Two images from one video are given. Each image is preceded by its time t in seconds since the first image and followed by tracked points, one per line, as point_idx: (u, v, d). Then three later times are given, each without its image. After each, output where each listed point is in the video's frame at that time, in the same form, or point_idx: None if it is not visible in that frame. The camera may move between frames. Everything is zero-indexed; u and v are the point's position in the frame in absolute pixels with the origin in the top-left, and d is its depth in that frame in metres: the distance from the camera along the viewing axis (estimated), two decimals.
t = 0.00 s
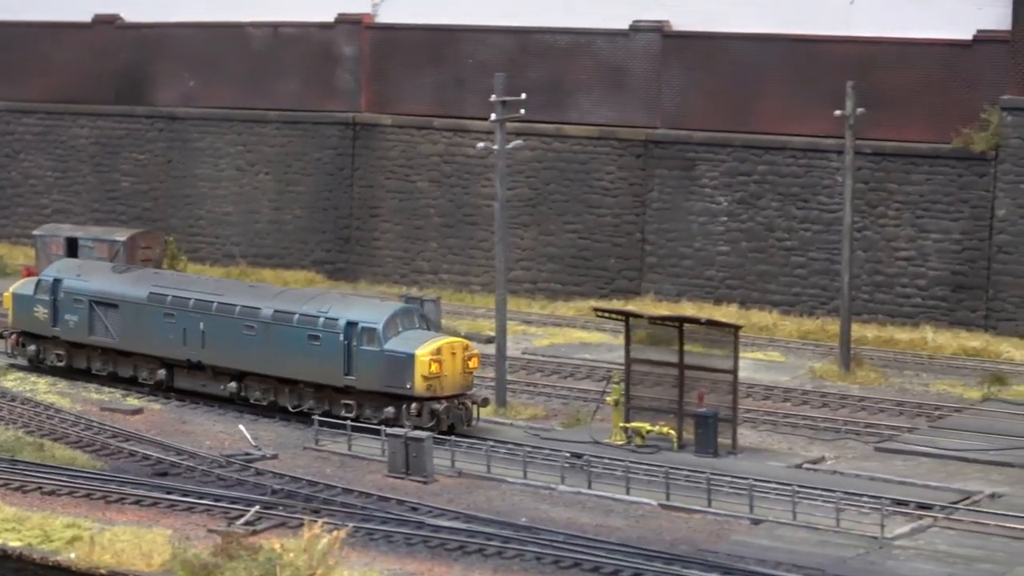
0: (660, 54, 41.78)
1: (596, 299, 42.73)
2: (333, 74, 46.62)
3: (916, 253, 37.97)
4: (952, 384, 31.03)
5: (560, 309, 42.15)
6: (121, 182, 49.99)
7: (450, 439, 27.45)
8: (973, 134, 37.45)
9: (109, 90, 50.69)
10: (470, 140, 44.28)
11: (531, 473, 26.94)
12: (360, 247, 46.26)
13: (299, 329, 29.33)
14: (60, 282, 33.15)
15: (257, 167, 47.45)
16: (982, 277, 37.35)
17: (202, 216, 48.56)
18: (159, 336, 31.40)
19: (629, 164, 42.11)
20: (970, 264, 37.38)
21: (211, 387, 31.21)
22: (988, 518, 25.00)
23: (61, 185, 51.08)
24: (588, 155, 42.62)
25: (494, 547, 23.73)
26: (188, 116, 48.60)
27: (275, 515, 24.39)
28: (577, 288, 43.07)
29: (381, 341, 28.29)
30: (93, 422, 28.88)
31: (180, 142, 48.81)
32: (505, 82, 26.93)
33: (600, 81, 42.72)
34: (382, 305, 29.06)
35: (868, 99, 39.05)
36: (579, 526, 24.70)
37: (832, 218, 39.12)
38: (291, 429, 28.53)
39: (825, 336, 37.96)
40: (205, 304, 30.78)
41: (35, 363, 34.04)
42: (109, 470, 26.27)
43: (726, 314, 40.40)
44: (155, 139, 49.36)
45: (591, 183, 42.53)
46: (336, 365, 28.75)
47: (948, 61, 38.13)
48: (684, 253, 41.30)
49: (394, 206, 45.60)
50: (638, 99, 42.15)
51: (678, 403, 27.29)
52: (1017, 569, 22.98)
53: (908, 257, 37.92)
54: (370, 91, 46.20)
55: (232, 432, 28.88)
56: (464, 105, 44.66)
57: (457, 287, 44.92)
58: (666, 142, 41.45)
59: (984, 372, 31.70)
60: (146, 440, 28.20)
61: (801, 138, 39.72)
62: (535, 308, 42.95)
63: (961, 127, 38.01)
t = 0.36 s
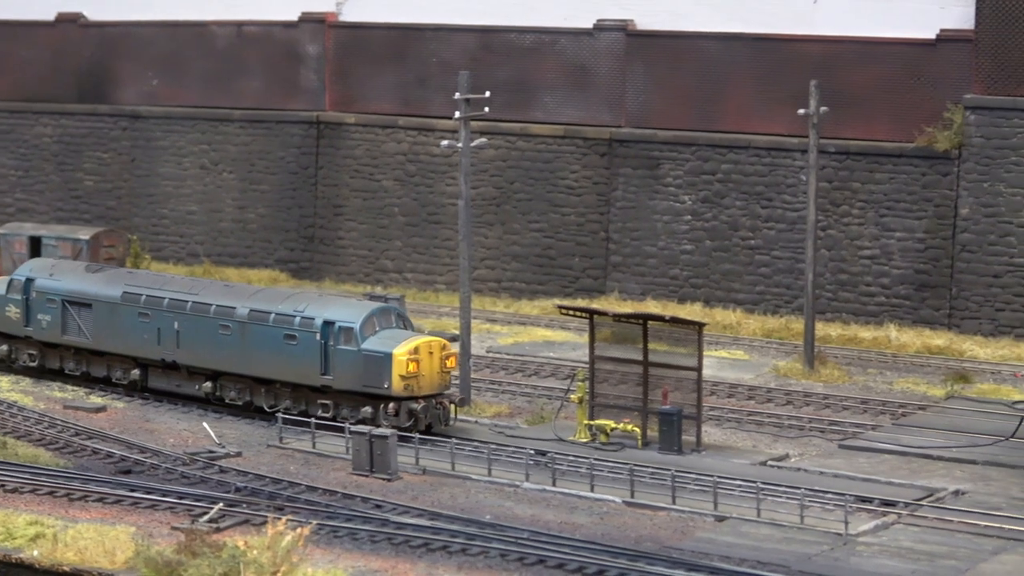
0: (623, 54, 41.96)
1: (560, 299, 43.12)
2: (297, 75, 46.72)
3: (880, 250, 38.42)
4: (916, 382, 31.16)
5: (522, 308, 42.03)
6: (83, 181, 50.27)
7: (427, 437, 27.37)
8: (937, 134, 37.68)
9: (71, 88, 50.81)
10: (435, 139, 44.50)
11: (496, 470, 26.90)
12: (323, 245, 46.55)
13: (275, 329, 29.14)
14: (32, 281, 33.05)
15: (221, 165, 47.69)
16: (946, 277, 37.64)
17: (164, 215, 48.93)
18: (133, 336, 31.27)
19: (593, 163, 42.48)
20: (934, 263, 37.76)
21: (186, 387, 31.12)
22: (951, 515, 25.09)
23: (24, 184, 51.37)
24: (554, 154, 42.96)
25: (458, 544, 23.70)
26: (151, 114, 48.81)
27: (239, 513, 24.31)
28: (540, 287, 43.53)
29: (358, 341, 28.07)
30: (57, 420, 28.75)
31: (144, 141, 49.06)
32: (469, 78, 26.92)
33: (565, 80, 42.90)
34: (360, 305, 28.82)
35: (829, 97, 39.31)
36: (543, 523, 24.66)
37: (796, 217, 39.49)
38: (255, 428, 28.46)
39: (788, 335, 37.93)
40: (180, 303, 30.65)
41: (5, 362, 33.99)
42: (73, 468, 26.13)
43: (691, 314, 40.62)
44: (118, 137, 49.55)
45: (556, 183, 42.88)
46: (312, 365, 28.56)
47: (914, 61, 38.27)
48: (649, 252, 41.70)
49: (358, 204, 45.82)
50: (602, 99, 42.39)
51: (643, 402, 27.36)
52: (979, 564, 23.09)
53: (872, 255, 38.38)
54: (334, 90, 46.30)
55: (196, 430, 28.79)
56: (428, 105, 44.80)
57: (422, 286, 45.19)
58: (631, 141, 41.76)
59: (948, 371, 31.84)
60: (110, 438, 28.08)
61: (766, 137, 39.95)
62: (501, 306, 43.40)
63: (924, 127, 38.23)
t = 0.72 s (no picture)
0: (593, 46, 42.12)
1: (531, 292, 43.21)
2: (268, 69, 46.63)
3: (850, 243, 38.64)
4: (886, 374, 31.30)
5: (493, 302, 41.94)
6: (53, 175, 50.18)
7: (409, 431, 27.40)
8: (906, 127, 37.91)
9: (40, 83, 50.76)
10: (405, 132, 44.50)
11: (467, 462, 26.91)
12: (293, 239, 46.56)
13: (257, 324, 29.10)
14: (11, 276, 32.98)
15: (191, 159, 47.64)
16: (916, 269, 37.87)
17: (134, 209, 48.81)
18: (112, 331, 31.20)
19: (563, 156, 42.48)
20: (904, 256, 38.00)
21: (167, 382, 31.10)
22: (921, 505, 25.20)
23: None
24: (522, 148, 42.97)
25: (428, 536, 23.72)
26: (121, 109, 48.74)
27: (209, 505, 24.30)
28: (511, 281, 43.60)
29: (341, 335, 28.02)
30: (27, 414, 28.69)
31: (114, 135, 48.99)
32: (438, 72, 26.98)
33: (535, 74, 42.98)
34: (342, 299, 28.77)
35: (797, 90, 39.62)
36: (513, 515, 24.67)
37: (766, 210, 39.65)
38: (225, 421, 28.43)
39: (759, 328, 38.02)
40: (160, 298, 30.58)
41: None
42: (43, 462, 26.08)
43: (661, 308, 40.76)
44: (88, 132, 49.44)
45: (526, 176, 42.90)
46: (295, 360, 28.53)
47: (883, 54, 38.63)
48: (619, 245, 41.83)
49: (329, 198, 45.79)
50: (572, 92, 42.53)
51: (614, 394, 27.45)
52: (949, 555, 23.25)
53: (842, 248, 38.58)
54: (304, 84, 46.30)
55: (166, 424, 28.75)
56: (399, 99, 44.92)
57: (392, 280, 45.12)
58: (600, 135, 41.84)
59: (918, 363, 31.98)
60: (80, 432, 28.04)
61: (736, 130, 40.07)
62: (472, 300, 43.39)
63: (893, 119, 38.57)
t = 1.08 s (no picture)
0: (568, 40, 42.13)
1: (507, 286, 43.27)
2: (243, 63, 46.64)
3: (825, 236, 38.81)
4: (863, 366, 31.41)
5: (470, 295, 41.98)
6: (28, 170, 49.99)
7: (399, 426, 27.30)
8: (882, 120, 38.12)
9: (15, 77, 50.59)
10: (381, 126, 44.42)
11: (445, 455, 26.91)
12: (269, 234, 46.53)
13: (246, 319, 28.98)
14: None
15: (166, 154, 47.56)
16: (891, 262, 38.05)
17: (109, 203, 48.68)
18: (100, 327, 31.05)
19: (540, 150, 42.62)
20: (879, 248, 38.18)
21: (155, 378, 30.99)
22: (897, 496, 25.33)
23: None
24: (498, 142, 43.06)
25: (407, 528, 23.76)
26: (95, 104, 48.56)
27: (187, 498, 24.31)
28: (487, 275, 43.64)
29: (331, 330, 27.94)
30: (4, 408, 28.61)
31: (88, 130, 48.79)
32: (414, 65, 27.25)
33: (510, 68, 43.02)
34: (332, 294, 28.69)
35: (774, 83, 39.72)
36: (491, 507, 24.68)
37: (742, 203, 39.79)
38: (202, 415, 28.37)
39: (734, 321, 38.15)
40: (148, 293, 30.45)
41: None
42: (19, 455, 26.02)
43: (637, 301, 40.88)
44: (63, 127, 49.23)
45: (502, 170, 42.97)
46: (284, 355, 28.42)
47: (857, 47, 38.80)
48: (596, 239, 41.90)
49: (305, 192, 45.73)
50: (548, 86, 42.57)
51: (590, 386, 27.57)
52: (925, 546, 23.47)
53: (817, 241, 38.74)
54: (279, 78, 46.30)
55: (144, 418, 28.69)
56: (376, 92, 44.73)
57: (368, 274, 45.15)
58: (575, 128, 41.96)
59: (894, 355, 32.12)
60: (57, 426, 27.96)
61: (711, 123, 40.23)
62: (448, 294, 43.37)
63: (870, 113, 38.69)
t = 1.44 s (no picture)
0: (552, 27, 42.11)
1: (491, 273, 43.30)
2: (226, 51, 46.59)
3: (809, 223, 38.91)
4: (846, 352, 31.50)
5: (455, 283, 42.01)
6: (12, 159, 49.85)
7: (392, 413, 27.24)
8: (865, 106, 38.20)
9: None
10: (364, 114, 44.56)
11: (429, 441, 26.88)
12: (254, 222, 46.56)
13: (244, 307, 28.99)
14: None
15: (150, 142, 47.49)
16: (875, 248, 38.18)
17: (93, 192, 48.59)
18: (95, 316, 30.99)
19: (524, 137, 42.67)
20: (863, 235, 38.31)
21: (151, 367, 30.97)
22: (882, 480, 25.44)
23: None
24: (483, 129, 43.07)
25: (392, 513, 23.83)
26: (79, 92, 48.37)
27: (172, 485, 24.34)
28: (472, 263, 43.63)
29: (329, 318, 27.94)
30: None
31: (72, 119, 48.61)
32: (396, 53, 27.82)
33: (494, 55, 42.97)
34: (330, 282, 28.71)
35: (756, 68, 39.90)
36: (477, 492, 24.73)
37: (726, 189, 39.90)
38: (187, 402, 28.33)
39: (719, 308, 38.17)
40: (144, 282, 30.41)
41: None
42: (4, 442, 26.01)
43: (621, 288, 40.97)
44: (47, 115, 49.08)
45: (486, 157, 42.99)
46: (283, 343, 28.43)
47: (839, 33, 38.93)
48: (580, 226, 41.97)
49: (289, 180, 45.75)
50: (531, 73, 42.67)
51: (575, 372, 27.67)
52: (910, 529, 23.67)
53: (801, 228, 38.83)
54: (263, 67, 46.23)
55: (129, 405, 28.66)
56: (358, 81, 44.71)
57: (353, 263, 45.19)
58: (560, 116, 41.98)
59: (878, 341, 32.22)
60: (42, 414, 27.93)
61: (694, 110, 40.32)
62: (433, 281, 43.37)
63: (853, 99, 38.82)
